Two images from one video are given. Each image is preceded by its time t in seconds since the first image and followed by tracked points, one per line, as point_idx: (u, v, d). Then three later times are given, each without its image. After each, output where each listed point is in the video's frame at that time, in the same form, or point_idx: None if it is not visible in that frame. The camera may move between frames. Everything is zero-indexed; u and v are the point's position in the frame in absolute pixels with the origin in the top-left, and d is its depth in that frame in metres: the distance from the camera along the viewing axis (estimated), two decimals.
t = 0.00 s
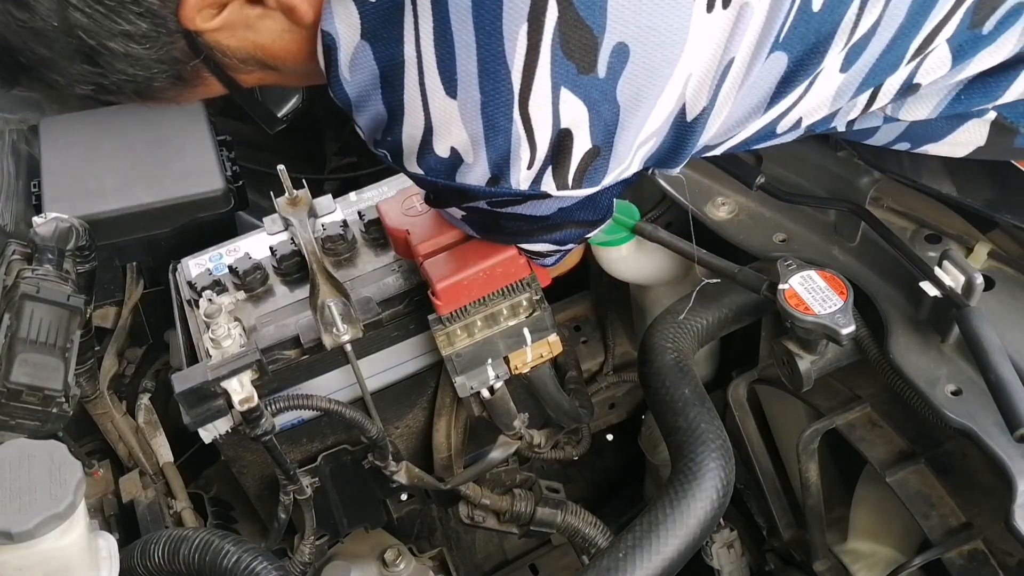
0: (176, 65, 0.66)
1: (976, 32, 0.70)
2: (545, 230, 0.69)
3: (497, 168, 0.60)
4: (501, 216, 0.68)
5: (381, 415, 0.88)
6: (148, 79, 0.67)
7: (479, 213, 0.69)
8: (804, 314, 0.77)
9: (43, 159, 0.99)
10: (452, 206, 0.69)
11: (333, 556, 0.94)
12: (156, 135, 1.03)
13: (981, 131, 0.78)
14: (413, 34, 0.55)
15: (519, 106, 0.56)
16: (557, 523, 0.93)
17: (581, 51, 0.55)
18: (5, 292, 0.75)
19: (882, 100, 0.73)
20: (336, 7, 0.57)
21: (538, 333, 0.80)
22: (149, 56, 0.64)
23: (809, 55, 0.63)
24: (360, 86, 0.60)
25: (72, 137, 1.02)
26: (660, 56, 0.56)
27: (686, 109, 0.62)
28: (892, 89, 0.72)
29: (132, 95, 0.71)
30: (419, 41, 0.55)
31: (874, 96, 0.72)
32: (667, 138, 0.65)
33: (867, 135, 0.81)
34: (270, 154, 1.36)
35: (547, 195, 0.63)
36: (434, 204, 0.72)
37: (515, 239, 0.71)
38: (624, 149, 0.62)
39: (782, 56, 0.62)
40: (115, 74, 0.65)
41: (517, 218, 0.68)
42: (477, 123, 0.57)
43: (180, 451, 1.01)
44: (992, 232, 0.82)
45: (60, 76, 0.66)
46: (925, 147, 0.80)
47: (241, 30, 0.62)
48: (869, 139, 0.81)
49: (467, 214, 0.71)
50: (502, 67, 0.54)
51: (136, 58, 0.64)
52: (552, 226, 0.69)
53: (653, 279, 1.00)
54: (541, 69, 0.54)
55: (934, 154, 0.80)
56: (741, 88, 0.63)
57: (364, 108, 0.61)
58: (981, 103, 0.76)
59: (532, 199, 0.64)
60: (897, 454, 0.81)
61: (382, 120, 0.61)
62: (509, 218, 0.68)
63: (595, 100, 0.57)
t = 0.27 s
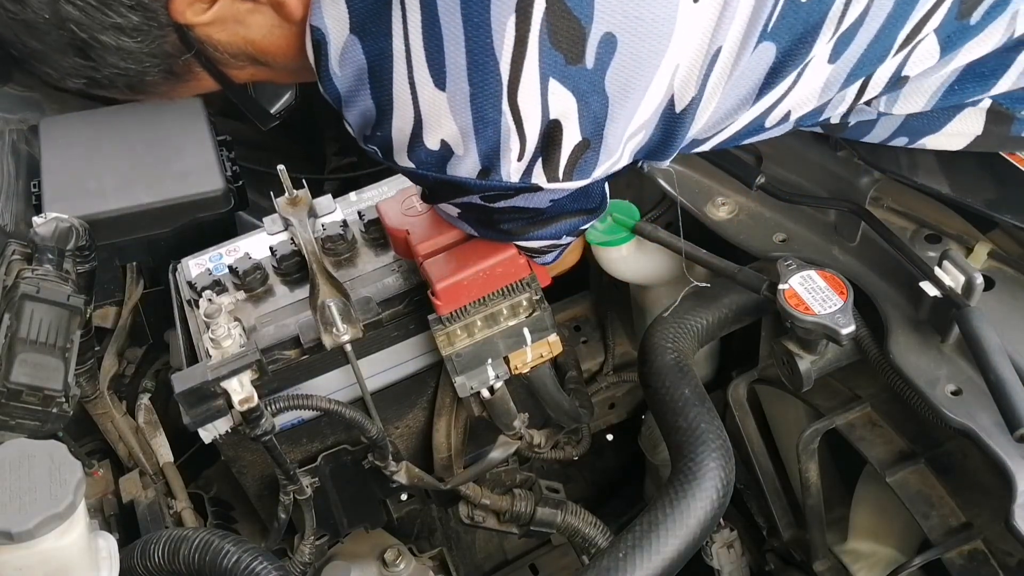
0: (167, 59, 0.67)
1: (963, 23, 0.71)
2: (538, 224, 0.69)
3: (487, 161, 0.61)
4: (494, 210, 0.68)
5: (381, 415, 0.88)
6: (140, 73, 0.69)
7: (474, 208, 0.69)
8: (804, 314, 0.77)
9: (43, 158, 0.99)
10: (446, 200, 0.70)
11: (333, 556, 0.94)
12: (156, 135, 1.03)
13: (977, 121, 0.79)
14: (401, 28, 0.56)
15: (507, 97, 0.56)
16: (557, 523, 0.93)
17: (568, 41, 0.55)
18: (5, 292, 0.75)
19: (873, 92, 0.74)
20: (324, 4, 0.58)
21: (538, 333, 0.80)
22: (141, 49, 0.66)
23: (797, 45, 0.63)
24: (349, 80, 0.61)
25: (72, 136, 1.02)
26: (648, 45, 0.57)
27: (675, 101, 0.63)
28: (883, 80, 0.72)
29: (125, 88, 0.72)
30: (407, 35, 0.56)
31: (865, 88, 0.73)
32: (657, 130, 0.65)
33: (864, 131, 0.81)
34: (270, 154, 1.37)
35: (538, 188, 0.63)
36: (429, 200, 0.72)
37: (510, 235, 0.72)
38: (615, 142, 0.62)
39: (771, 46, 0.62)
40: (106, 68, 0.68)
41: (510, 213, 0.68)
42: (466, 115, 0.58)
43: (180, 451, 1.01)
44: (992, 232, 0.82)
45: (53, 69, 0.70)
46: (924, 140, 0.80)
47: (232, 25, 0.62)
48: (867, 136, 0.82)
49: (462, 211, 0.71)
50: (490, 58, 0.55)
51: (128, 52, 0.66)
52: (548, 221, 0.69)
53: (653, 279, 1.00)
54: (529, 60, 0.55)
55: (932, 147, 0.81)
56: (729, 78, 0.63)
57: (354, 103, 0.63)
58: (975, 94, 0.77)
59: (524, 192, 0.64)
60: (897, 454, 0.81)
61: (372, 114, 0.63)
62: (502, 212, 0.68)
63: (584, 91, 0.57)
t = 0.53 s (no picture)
0: (167, 64, 0.68)
1: (957, 17, 0.70)
2: (538, 224, 0.69)
3: (488, 160, 0.61)
4: (494, 211, 0.68)
5: (381, 415, 0.88)
6: (139, 79, 0.69)
7: (474, 209, 0.69)
8: (804, 314, 0.77)
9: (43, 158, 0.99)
10: (446, 201, 0.70)
11: (333, 556, 0.94)
12: (156, 135, 1.03)
13: (975, 113, 0.80)
14: (399, 28, 0.56)
15: (507, 95, 0.56)
16: (557, 523, 0.93)
17: (566, 38, 0.55)
18: (5, 292, 0.75)
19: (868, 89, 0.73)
20: (322, 6, 0.58)
21: (538, 333, 0.80)
22: (140, 55, 0.66)
23: (794, 41, 0.62)
24: (348, 82, 0.61)
25: (72, 136, 1.02)
26: (645, 43, 0.57)
27: (673, 99, 0.63)
28: (878, 76, 0.72)
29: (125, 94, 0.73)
30: (405, 37, 0.56)
31: (860, 84, 0.72)
32: (654, 129, 0.65)
33: (863, 127, 0.82)
34: (270, 154, 1.37)
35: (538, 186, 0.63)
36: (428, 201, 0.72)
37: (510, 236, 0.72)
38: (614, 140, 0.62)
39: (767, 42, 0.62)
40: (106, 75, 0.68)
41: (510, 212, 0.68)
42: (467, 114, 0.58)
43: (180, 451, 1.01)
44: (992, 232, 0.82)
45: (52, 76, 0.70)
46: (923, 134, 0.81)
47: (231, 30, 0.63)
48: (866, 133, 0.82)
49: (461, 212, 0.72)
50: (489, 57, 0.55)
51: (128, 58, 0.66)
52: (548, 221, 0.69)
53: (653, 279, 1.00)
54: (527, 57, 0.55)
55: (932, 141, 0.81)
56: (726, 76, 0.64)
57: (354, 105, 0.63)
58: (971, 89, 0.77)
59: (524, 191, 0.64)
60: (897, 454, 0.81)
61: (372, 116, 0.63)
62: (502, 212, 0.68)
63: (583, 88, 0.57)
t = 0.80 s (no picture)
0: (160, 62, 0.68)
1: (950, 7, 0.71)
2: (535, 219, 0.69)
3: (482, 155, 0.61)
4: (491, 208, 0.68)
5: (381, 415, 0.88)
6: (133, 77, 0.69)
7: (471, 207, 0.69)
8: (804, 314, 0.77)
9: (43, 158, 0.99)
10: (443, 199, 0.70)
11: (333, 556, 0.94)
12: (156, 134, 1.03)
13: (974, 105, 0.80)
14: (391, 22, 0.56)
15: (500, 88, 0.56)
16: (557, 523, 0.93)
17: (557, 29, 0.55)
18: (5, 292, 0.75)
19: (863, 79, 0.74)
20: (313, 3, 0.58)
21: (538, 333, 0.80)
22: (133, 53, 0.66)
23: (785, 31, 0.63)
24: (340, 79, 0.61)
25: (72, 136, 1.02)
26: (636, 34, 0.57)
27: (666, 90, 0.63)
28: (873, 64, 0.72)
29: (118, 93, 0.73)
30: (397, 31, 0.56)
31: (856, 72, 0.72)
32: (647, 121, 0.66)
33: (862, 122, 0.82)
34: (270, 154, 1.36)
35: (533, 182, 0.63)
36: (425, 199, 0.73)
37: (508, 233, 0.72)
38: (608, 132, 0.62)
39: (758, 32, 0.63)
40: (101, 72, 0.67)
41: (506, 209, 0.68)
42: (460, 108, 0.58)
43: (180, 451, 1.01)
44: (992, 232, 0.82)
45: (47, 73, 0.69)
46: (921, 127, 0.81)
47: (223, 28, 0.63)
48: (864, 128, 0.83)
49: (458, 212, 0.72)
50: (480, 49, 0.55)
51: (121, 56, 0.66)
52: (544, 217, 0.69)
53: (653, 279, 1.00)
54: (519, 49, 0.55)
55: (931, 134, 0.81)
56: (718, 66, 0.64)
57: (347, 102, 0.63)
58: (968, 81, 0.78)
59: (521, 188, 0.64)
60: (897, 454, 0.81)
61: (366, 112, 0.63)
62: (499, 209, 0.68)
63: (576, 81, 0.57)
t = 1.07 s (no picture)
0: (171, 82, 0.67)
1: None
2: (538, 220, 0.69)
3: (487, 155, 0.61)
4: (495, 208, 0.68)
5: (381, 415, 0.88)
6: (144, 99, 0.68)
7: (476, 208, 0.69)
8: (804, 314, 0.77)
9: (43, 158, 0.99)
10: (448, 200, 0.70)
11: (333, 556, 0.94)
12: (156, 135, 1.03)
13: (973, 102, 0.80)
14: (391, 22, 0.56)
15: (502, 86, 0.56)
16: (557, 523, 0.93)
17: (557, 23, 0.55)
18: (5, 292, 0.75)
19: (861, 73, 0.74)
20: (314, 4, 0.58)
21: (538, 332, 0.80)
22: (144, 74, 0.65)
23: (783, 23, 0.63)
24: (342, 82, 0.61)
25: (71, 136, 1.02)
26: (636, 26, 0.57)
27: (668, 86, 0.63)
28: (873, 56, 0.72)
29: (132, 114, 0.71)
30: (398, 32, 0.56)
31: (856, 65, 0.72)
32: (650, 120, 0.66)
33: (862, 117, 0.82)
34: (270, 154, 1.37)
35: (538, 181, 0.63)
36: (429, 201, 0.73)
37: (511, 234, 0.72)
38: (610, 128, 0.62)
39: (757, 26, 0.63)
40: (113, 95, 0.66)
41: (510, 209, 0.68)
42: (462, 106, 0.58)
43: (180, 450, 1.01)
44: (992, 232, 0.82)
45: (59, 97, 0.67)
46: (921, 123, 0.81)
47: (230, 45, 0.64)
48: (864, 125, 0.83)
49: (463, 213, 0.72)
50: (482, 46, 0.55)
51: (133, 78, 0.65)
52: (546, 220, 0.69)
53: (653, 279, 1.00)
54: (520, 44, 0.55)
55: (930, 132, 0.82)
56: (717, 62, 0.64)
57: (350, 106, 0.63)
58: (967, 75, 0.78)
59: (524, 187, 0.64)
60: (897, 454, 0.81)
61: (369, 115, 0.63)
62: (502, 208, 0.68)
63: (577, 75, 0.58)
